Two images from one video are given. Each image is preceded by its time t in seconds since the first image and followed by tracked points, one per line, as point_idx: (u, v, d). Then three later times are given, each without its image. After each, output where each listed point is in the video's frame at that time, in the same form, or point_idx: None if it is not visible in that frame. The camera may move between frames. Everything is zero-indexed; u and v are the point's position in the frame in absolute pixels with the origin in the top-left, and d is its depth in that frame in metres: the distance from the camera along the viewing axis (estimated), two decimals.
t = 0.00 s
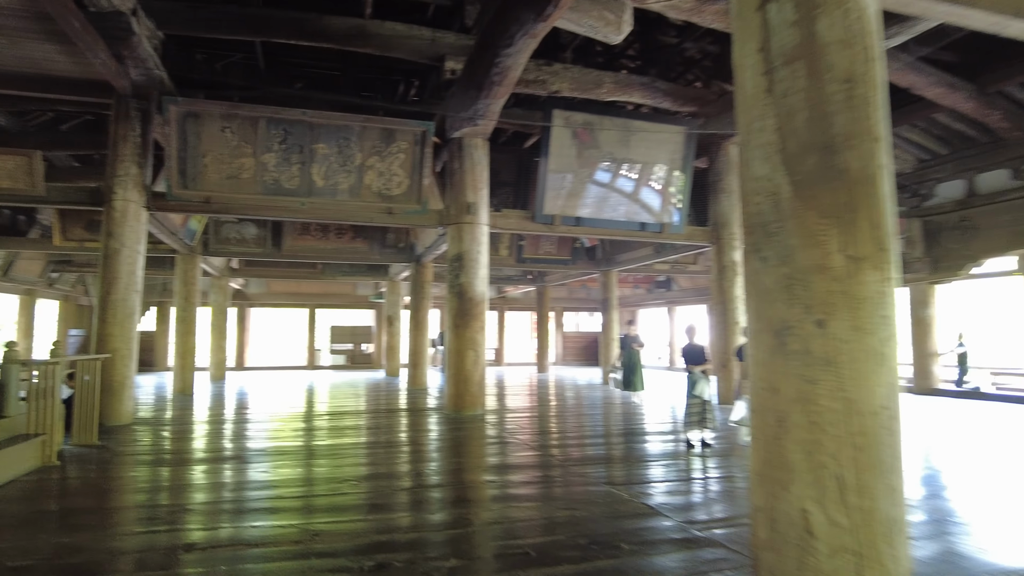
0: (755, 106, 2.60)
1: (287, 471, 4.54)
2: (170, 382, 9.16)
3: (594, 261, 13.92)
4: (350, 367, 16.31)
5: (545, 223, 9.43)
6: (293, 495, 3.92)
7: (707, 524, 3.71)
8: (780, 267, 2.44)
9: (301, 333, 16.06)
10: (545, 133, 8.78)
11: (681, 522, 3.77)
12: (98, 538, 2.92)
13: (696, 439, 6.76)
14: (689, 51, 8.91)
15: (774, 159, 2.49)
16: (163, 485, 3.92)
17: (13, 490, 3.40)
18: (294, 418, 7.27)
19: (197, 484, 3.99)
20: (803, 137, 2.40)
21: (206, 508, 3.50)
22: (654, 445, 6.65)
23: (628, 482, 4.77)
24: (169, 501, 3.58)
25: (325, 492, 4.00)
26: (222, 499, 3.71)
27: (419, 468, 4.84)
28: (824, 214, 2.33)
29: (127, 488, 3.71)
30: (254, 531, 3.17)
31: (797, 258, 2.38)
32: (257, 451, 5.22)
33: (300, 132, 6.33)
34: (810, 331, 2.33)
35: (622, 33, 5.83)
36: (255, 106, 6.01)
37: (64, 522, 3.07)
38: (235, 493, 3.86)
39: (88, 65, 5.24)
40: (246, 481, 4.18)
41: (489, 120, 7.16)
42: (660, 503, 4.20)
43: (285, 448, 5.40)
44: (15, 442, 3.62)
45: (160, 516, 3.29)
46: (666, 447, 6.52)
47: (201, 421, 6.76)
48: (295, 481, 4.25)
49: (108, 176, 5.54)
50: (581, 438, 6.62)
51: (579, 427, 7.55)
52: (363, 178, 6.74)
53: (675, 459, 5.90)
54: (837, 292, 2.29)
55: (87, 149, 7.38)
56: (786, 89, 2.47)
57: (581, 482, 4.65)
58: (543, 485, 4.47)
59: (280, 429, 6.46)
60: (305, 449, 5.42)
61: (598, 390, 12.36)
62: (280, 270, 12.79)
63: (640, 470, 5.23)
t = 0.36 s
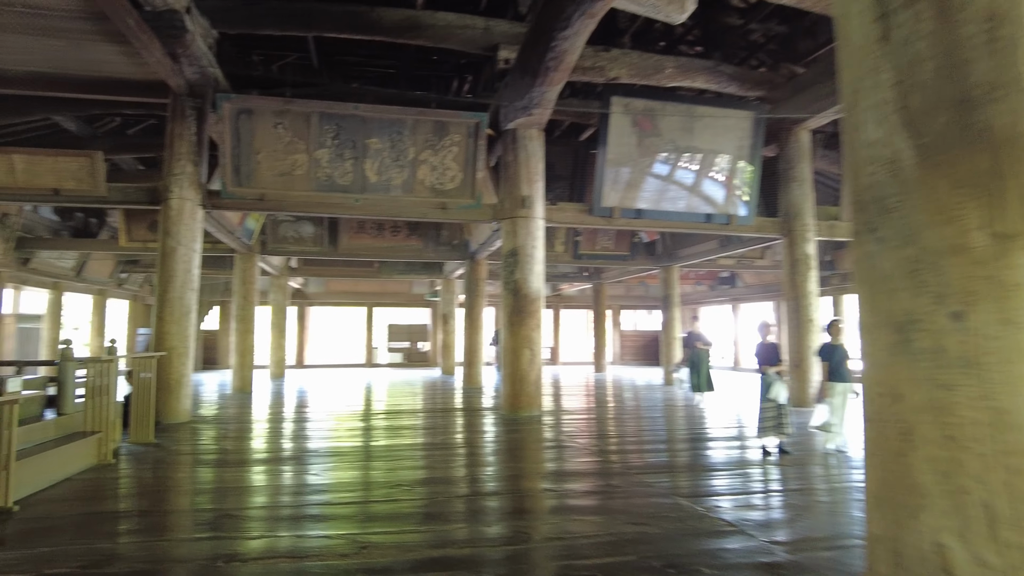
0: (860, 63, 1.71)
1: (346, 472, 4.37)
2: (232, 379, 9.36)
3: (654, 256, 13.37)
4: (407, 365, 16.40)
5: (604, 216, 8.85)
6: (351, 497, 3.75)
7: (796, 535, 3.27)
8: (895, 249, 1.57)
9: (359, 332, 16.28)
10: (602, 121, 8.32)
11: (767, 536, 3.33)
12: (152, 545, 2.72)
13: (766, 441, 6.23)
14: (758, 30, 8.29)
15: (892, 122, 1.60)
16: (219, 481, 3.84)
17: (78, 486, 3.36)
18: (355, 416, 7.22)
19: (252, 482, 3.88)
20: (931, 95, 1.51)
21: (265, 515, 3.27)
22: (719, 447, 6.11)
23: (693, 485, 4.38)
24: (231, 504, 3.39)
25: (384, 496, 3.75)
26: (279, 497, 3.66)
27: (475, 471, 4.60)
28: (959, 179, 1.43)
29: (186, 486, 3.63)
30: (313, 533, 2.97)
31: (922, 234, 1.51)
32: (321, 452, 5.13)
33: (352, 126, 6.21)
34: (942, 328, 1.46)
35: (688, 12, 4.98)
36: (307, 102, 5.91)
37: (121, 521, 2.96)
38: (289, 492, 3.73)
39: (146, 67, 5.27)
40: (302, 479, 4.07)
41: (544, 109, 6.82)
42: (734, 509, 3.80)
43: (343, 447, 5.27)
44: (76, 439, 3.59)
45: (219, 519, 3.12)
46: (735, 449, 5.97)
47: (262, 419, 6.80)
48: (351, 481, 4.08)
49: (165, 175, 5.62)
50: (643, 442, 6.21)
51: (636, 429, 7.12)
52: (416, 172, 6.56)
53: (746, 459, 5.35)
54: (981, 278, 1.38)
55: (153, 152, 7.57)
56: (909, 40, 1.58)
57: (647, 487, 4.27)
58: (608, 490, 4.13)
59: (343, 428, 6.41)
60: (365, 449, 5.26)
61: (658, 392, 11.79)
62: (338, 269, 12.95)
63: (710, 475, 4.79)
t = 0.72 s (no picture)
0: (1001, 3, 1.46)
1: (385, 472, 4.15)
2: (273, 378, 9.37)
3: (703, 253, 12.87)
4: (448, 365, 16.29)
5: (653, 210, 8.29)
6: (391, 508, 3.30)
7: (890, 554, 2.85)
8: None
9: (400, 331, 16.26)
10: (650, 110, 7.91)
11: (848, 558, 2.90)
12: (182, 562, 2.47)
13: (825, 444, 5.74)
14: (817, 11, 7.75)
15: None
16: (257, 482, 3.70)
17: (112, 489, 3.23)
18: (397, 417, 7.05)
19: (289, 483, 3.73)
20: None
21: (308, 527, 2.93)
22: (771, 451, 5.52)
23: (749, 491, 4.03)
24: (271, 511, 3.17)
25: (425, 499, 3.51)
26: (321, 501, 3.35)
27: (519, 471, 4.34)
28: None
29: (221, 489, 3.48)
30: (352, 543, 2.74)
31: None
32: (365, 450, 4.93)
33: (390, 119, 5.99)
34: None
35: None
36: (345, 96, 5.74)
37: (152, 530, 2.77)
38: (326, 493, 3.54)
39: (184, 63, 5.19)
40: (339, 480, 3.88)
41: (589, 97, 6.47)
42: (803, 517, 3.42)
43: (384, 446, 5.06)
44: (107, 442, 3.46)
45: (257, 526, 2.93)
46: (789, 453, 5.42)
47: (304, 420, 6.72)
48: (391, 482, 3.85)
49: (203, 173, 5.56)
50: (696, 446, 5.81)
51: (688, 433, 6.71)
52: (455, 167, 6.31)
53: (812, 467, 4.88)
54: None
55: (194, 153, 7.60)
56: None
57: (704, 493, 3.93)
58: (666, 497, 3.79)
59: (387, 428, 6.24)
60: (406, 449, 5.01)
61: (706, 395, 11.23)
62: (379, 268, 12.91)
63: (774, 479, 4.38)
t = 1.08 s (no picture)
0: None
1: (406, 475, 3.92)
2: (297, 378, 9.26)
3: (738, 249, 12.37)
4: (474, 365, 16.08)
5: (688, 202, 7.82)
6: (416, 517, 3.06)
7: None
8: None
9: (427, 331, 16.12)
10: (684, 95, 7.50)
11: None
12: None
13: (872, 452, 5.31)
14: None
15: None
16: (274, 488, 3.47)
17: (121, 494, 3.06)
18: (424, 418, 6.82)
19: (306, 488, 3.52)
20: None
21: (330, 542, 2.66)
22: (811, 458, 5.12)
23: (796, 500, 3.69)
24: (294, 520, 2.93)
25: (448, 507, 3.25)
26: (353, 510, 3.10)
27: (548, 476, 4.09)
28: None
29: (236, 496, 3.26)
30: (376, 561, 2.48)
31: None
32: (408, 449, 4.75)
33: (412, 109, 5.74)
34: None
35: None
36: (365, 85, 5.50)
37: (165, 542, 2.56)
38: (345, 498, 3.33)
39: (201, 55, 5.04)
40: (360, 483, 3.68)
41: (620, 82, 6.15)
42: (872, 535, 3.04)
43: (409, 447, 4.83)
44: (114, 445, 3.29)
45: (276, 537, 2.70)
46: (828, 459, 5.02)
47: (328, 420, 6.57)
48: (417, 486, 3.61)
49: (221, 167, 5.42)
50: (735, 450, 5.44)
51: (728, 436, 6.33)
52: (479, 159, 6.04)
53: (867, 474, 4.47)
54: None
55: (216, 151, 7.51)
56: None
57: (752, 501, 3.62)
58: (711, 507, 3.47)
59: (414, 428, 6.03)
60: (434, 451, 4.76)
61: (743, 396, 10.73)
62: (405, 267, 12.77)
63: (829, 487, 4.00)
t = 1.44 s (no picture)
0: None
1: (432, 485, 3.66)
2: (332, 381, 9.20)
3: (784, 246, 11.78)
4: (509, 366, 15.86)
5: (733, 195, 7.32)
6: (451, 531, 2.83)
7: None
8: None
9: (462, 331, 15.99)
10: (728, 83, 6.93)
11: None
12: None
13: (930, 462, 4.78)
14: None
15: None
16: (297, 499, 3.25)
17: (141, 505, 2.92)
18: (459, 422, 6.60)
19: (330, 498, 3.32)
20: None
21: (358, 566, 2.42)
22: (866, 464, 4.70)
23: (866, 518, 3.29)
24: (324, 536, 2.71)
25: (477, 521, 2.99)
26: (386, 527, 2.82)
27: (584, 487, 3.80)
28: None
29: (259, 508, 3.06)
30: None
31: None
32: (441, 456, 4.52)
33: (441, 104, 5.47)
34: None
35: None
36: (392, 80, 5.25)
37: (189, 561, 2.38)
38: (369, 509, 3.11)
39: (226, 52, 4.92)
40: (384, 491, 3.45)
41: (659, 69, 5.78)
42: (960, 571, 2.57)
43: (441, 454, 4.61)
44: (133, 454, 3.14)
45: (302, 556, 2.48)
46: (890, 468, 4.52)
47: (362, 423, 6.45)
48: (450, 497, 3.37)
49: (249, 167, 5.33)
50: (788, 457, 5.04)
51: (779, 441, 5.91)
52: (512, 153, 5.76)
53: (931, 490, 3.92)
54: None
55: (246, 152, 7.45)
56: None
57: (818, 519, 3.24)
58: (770, 528, 3.10)
59: (450, 432, 5.83)
60: (468, 458, 4.51)
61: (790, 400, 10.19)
62: (439, 267, 12.63)
63: (903, 505, 3.57)
